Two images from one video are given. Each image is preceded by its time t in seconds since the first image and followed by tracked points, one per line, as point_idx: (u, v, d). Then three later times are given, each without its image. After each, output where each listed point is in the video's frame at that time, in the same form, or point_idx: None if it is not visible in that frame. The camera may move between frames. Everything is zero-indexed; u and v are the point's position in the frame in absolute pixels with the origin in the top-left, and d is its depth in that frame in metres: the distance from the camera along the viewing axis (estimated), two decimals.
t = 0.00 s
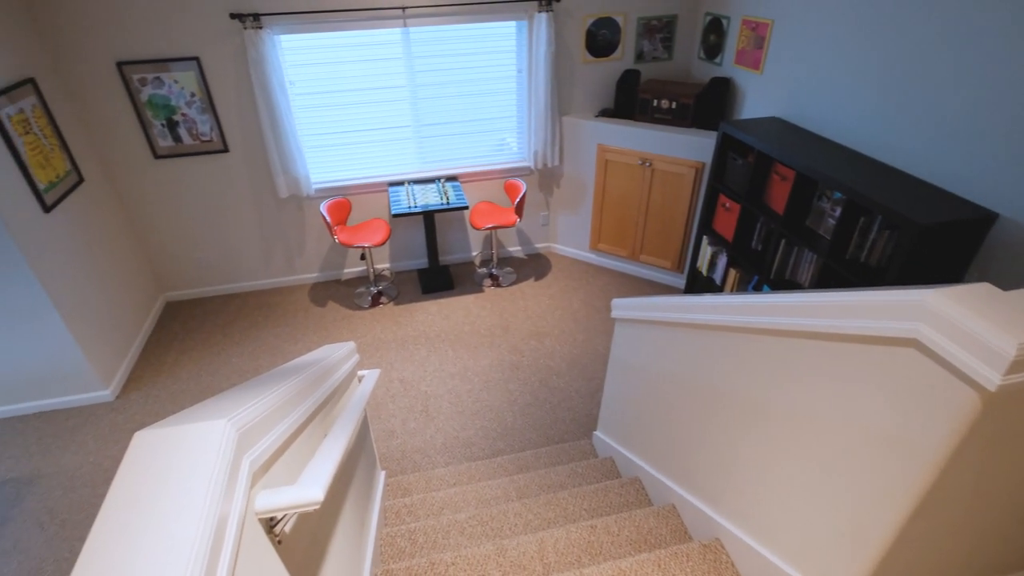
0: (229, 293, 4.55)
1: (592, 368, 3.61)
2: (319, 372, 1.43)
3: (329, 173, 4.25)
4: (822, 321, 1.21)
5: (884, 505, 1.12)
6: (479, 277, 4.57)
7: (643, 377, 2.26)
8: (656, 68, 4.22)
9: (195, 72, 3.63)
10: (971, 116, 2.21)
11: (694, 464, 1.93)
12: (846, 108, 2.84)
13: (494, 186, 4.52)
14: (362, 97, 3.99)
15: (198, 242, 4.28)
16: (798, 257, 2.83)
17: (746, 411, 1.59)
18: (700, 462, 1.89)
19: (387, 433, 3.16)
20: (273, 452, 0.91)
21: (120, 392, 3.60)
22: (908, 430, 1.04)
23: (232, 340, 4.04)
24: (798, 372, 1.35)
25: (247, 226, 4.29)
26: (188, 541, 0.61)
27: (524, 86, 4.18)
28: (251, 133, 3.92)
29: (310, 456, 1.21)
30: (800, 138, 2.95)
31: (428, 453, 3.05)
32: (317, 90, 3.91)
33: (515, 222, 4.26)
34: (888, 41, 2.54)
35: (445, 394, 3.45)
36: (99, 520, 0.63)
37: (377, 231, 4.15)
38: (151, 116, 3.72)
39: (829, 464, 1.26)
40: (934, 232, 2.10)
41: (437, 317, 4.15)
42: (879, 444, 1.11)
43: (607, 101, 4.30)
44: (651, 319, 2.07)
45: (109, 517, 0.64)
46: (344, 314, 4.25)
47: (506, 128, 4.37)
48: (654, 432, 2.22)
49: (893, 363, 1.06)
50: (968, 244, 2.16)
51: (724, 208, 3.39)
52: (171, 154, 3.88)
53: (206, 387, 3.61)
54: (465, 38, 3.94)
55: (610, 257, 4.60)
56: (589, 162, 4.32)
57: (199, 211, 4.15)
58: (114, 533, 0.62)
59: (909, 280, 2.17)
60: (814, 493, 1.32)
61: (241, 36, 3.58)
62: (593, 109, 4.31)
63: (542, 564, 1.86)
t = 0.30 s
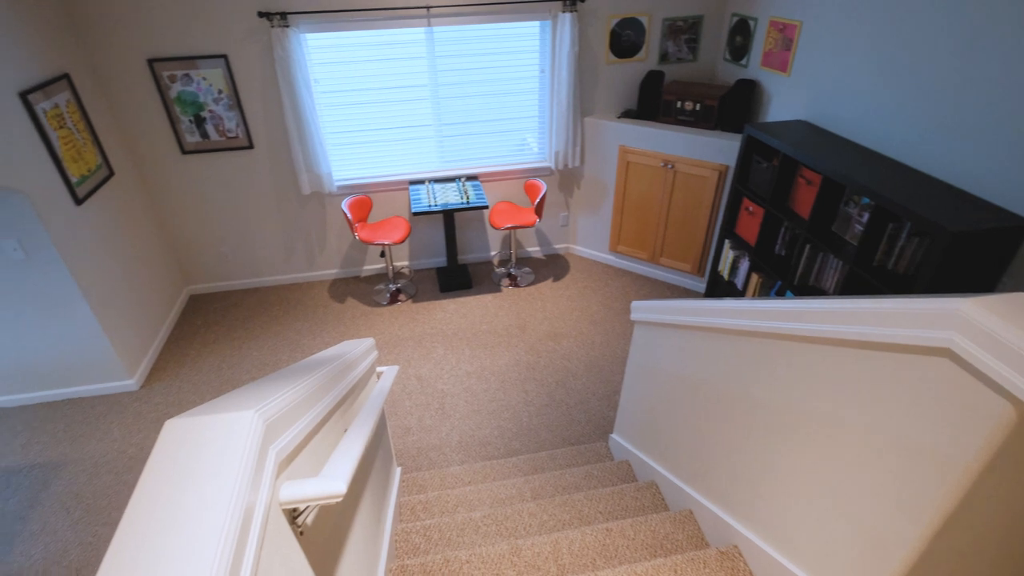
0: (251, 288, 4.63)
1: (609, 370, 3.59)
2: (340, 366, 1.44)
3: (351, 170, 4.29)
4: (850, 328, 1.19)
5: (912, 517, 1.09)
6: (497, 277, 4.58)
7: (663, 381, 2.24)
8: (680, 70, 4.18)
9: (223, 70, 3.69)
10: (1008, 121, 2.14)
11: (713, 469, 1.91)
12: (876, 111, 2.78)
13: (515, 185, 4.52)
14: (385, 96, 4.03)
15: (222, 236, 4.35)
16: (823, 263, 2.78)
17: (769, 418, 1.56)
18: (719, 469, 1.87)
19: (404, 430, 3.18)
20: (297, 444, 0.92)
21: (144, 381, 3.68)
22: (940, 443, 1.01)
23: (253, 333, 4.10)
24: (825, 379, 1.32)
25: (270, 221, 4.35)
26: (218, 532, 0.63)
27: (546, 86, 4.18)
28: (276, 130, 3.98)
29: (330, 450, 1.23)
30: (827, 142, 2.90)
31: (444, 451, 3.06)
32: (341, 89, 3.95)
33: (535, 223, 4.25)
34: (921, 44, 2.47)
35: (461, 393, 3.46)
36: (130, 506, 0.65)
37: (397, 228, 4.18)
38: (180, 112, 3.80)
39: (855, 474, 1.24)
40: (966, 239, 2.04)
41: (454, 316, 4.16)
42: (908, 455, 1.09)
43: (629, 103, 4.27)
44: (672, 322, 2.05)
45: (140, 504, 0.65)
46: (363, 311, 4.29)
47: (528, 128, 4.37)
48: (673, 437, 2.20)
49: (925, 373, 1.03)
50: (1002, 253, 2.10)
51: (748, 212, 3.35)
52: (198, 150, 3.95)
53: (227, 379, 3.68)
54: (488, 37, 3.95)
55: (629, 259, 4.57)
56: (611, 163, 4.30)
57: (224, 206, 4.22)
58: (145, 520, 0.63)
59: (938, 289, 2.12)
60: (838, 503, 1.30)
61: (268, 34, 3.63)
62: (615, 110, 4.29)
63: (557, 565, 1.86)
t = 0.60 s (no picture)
0: (273, 282, 4.70)
1: (628, 373, 3.57)
2: (362, 361, 1.45)
3: (374, 168, 4.33)
4: (882, 336, 1.16)
5: (942, 531, 1.06)
6: (517, 277, 4.57)
7: (683, 385, 2.22)
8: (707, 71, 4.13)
9: (251, 67, 3.75)
10: None
11: (734, 476, 1.88)
12: (908, 115, 2.71)
13: (536, 186, 4.52)
14: (409, 94, 4.06)
15: (247, 231, 4.42)
16: (851, 269, 2.72)
17: (793, 426, 1.54)
18: (741, 476, 1.84)
19: (421, 427, 3.20)
20: (322, 437, 0.93)
21: (169, 371, 3.75)
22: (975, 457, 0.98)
23: (275, 327, 4.16)
24: (855, 388, 1.29)
25: (294, 217, 4.41)
26: (246, 525, 0.64)
27: (570, 86, 4.16)
28: (302, 128, 4.03)
29: (353, 443, 1.24)
30: (857, 146, 2.85)
31: (460, 449, 3.07)
32: (366, 87, 3.99)
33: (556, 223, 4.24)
34: (959, 47, 2.40)
35: (479, 392, 3.47)
36: (161, 497, 0.66)
37: (418, 226, 4.20)
38: (209, 109, 3.87)
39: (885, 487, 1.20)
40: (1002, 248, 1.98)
41: (473, 315, 4.17)
42: (942, 469, 1.05)
43: (654, 104, 4.24)
44: (695, 326, 2.03)
45: (172, 495, 0.66)
46: (383, 308, 4.33)
47: (551, 128, 4.36)
48: (692, 443, 2.17)
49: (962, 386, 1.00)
50: None
51: (773, 216, 3.30)
52: (225, 146, 4.02)
53: (249, 372, 3.74)
54: (513, 37, 3.95)
55: (650, 262, 4.54)
56: (633, 165, 4.26)
57: (249, 201, 4.29)
58: (177, 511, 0.65)
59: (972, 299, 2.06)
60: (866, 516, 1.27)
61: (296, 32, 3.68)
62: (639, 112, 4.25)
63: (572, 567, 1.84)
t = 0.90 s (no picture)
0: (297, 277, 4.77)
1: (648, 377, 3.53)
2: (386, 356, 1.47)
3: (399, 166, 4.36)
4: (917, 347, 1.13)
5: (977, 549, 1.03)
6: (538, 277, 4.57)
7: (706, 391, 2.19)
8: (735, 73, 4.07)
9: (281, 64, 3.81)
10: None
11: (757, 484, 1.85)
12: (945, 120, 2.63)
13: (559, 186, 4.50)
14: (435, 93, 4.08)
15: (273, 226, 4.49)
16: (882, 277, 2.66)
17: (820, 435, 1.50)
18: (764, 485, 1.81)
19: (439, 424, 3.21)
20: (348, 431, 0.93)
21: (195, 362, 3.83)
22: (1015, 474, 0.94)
23: (298, 321, 4.22)
24: (887, 398, 1.26)
25: (319, 214, 4.47)
26: (275, 517, 0.64)
27: (596, 87, 4.14)
28: (329, 125, 4.08)
29: (376, 437, 1.25)
30: (891, 151, 2.78)
31: (478, 448, 3.07)
32: (393, 85, 4.02)
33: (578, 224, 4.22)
34: (1001, 51, 2.32)
35: (497, 391, 3.47)
36: (194, 485, 0.67)
37: (441, 225, 4.22)
38: (239, 105, 3.94)
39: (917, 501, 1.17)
40: None
41: (493, 314, 4.18)
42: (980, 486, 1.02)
43: (681, 106, 4.19)
44: (719, 330, 2.00)
45: (204, 483, 0.68)
46: (404, 305, 4.36)
47: (575, 129, 4.35)
48: (714, 449, 2.14)
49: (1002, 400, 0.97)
50: None
51: (802, 221, 3.24)
52: (254, 142, 4.09)
53: (272, 365, 3.79)
54: (541, 37, 3.94)
55: (673, 265, 4.49)
56: (658, 167, 4.22)
57: (276, 197, 4.36)
58: (210, 499, 0.66)
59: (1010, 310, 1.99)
60: (896, 530, 1.23)
61: (325, 31, 3.73)
62: (666, 113, 4.21)
63: (589, 569, 1.83)
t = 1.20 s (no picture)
0: (321, 272, 4.83)
1: (669, 382, 3.50)
2: (411, 353, 1.47)
3: (424, 165, 4.39)
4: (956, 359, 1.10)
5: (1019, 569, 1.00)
6: (560, 278, 4.55)
7: (730, 397, 2.16)
8: (767, 75, 4.00)
9: (311, 62, 3.87)
10: None
11: (781, 495, 1.81)
12: (987, 127, 2.55)
13: (584, 187, 4.48)
14: (463, 92, 4.09)
15: (299, 221, 4.56)
16: (916, 287, 2.58)
17: (851, 446, 1.47)
18: (790, 496, 1.77)
19: (458, 422, 3.22)
20: (376, 425, 0.94)
21: (221, 353, 3.91)
22: None
23: (321, 316, 4.28)
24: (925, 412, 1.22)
25: (345, 210, 4.52)
26: (307, 511, 0.65)
27: (624, 88, 4.11)
28: (356, 123, 4.13)
29: (401, 432, 1.26)
30: (928, 157, 2.70)
31: (496, 447, 3.08)
32: (421, 84, 4.04)
33: (602, 226, 4.20)
34: None
35: (517, 391, 3.47)
36: (228, 476, 0.68)
37: (464, 224, 4.24)
38: (270, 102, 4.01)
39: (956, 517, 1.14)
40: None
41: (514, 314, 4.17)
42: None
43: (709, 108, 4.14)
44: (745, 337, 1.97)
45: (236, 476, 0.68)
46: (426, 302, 4.39)
47: (601, 130, 4.32)
48: (738, 457, 2.11)
49: None
50: None
51: (833, 228, 3.17)
52: (283, 138, 4.16)
53: (295, 358, 3.85)
54: (569, 37, 3.93)
55: (698, 270, 4.44)
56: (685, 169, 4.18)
57: (303, 193, 4.42)
58: (241, 492, 0.66)
59: None
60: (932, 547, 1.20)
61: (356, 30, 3.77)
62: (694, 115, 4.16)
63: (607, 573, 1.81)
